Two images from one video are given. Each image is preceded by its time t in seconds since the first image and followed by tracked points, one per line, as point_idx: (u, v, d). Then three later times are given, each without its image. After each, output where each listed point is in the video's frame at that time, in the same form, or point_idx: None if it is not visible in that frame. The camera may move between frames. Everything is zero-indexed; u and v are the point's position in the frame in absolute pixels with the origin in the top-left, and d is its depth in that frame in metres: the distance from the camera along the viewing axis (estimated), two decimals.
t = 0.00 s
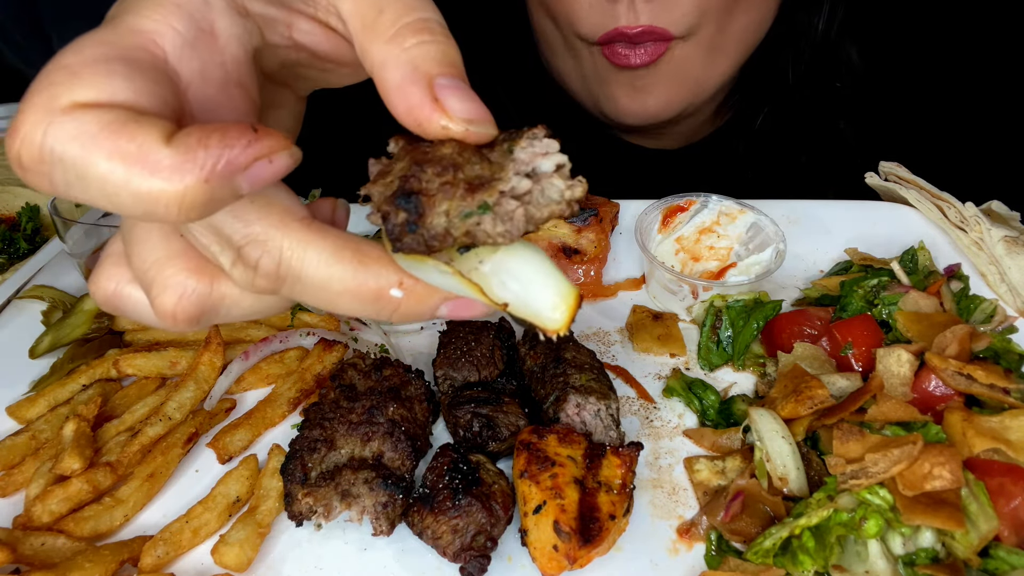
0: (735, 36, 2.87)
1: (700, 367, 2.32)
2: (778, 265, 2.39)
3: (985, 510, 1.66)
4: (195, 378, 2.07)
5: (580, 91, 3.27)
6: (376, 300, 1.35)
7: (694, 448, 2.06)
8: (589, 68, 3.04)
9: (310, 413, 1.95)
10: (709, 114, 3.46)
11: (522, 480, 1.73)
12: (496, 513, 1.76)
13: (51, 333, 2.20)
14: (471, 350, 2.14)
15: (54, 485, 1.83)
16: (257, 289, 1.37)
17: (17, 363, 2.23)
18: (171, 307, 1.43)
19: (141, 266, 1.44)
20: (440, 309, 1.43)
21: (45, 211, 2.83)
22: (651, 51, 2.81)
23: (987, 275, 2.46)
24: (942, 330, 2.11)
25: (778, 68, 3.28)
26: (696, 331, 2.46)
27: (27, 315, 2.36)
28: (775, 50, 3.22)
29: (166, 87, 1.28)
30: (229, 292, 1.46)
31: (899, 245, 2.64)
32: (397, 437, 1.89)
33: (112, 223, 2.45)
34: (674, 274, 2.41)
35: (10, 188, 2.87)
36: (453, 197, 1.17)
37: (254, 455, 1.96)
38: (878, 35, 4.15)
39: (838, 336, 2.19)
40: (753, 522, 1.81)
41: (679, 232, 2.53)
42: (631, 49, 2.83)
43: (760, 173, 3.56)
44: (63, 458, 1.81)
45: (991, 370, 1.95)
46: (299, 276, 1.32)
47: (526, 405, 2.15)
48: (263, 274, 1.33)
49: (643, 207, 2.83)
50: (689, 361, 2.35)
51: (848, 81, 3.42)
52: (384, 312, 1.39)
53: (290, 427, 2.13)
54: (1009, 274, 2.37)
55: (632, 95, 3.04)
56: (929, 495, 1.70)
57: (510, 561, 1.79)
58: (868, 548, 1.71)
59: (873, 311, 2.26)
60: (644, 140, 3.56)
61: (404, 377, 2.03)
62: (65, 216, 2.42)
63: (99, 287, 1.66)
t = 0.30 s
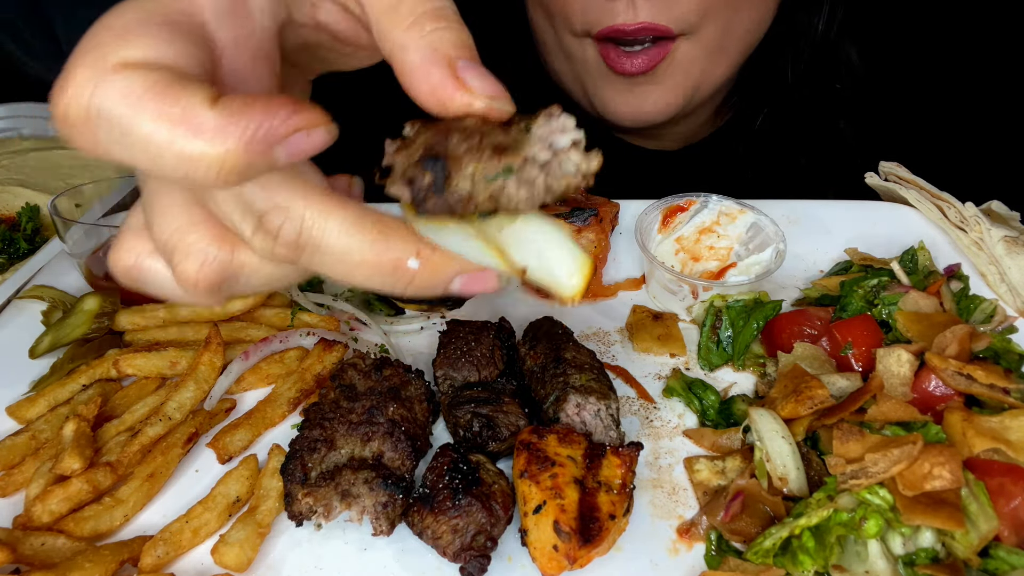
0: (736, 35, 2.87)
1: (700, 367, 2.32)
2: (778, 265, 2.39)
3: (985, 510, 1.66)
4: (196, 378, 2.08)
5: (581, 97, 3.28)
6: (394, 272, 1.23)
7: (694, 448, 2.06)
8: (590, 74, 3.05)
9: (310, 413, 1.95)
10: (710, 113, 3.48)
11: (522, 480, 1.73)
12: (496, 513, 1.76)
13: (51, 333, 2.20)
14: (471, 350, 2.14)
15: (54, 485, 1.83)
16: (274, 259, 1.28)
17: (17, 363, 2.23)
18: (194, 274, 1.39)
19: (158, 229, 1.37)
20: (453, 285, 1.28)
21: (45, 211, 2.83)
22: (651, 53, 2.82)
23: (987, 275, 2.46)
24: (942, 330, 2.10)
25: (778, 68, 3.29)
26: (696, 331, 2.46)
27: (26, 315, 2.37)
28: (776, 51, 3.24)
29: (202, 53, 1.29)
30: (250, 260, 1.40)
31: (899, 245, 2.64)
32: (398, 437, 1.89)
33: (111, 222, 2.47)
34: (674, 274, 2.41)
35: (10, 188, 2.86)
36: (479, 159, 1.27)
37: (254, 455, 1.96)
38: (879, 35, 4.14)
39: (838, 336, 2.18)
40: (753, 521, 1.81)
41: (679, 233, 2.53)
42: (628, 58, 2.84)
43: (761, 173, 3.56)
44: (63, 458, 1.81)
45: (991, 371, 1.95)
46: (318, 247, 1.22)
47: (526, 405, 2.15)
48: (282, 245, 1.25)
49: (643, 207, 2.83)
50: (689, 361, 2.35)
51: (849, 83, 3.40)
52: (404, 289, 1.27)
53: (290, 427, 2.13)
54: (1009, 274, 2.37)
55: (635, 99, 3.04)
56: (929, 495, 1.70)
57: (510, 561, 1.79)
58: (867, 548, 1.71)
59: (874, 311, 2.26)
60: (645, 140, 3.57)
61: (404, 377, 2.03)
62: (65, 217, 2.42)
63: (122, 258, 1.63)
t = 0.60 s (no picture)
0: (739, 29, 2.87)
1: (700, 367, 2.32)
2: (778, 265, 2.39)
3: (985, 510, 1.66)
4: (195, 378, 2.08)
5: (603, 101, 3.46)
6: (506, 69, 1.73)
7: (694, 449, 2.06)
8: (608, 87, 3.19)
9: (311, 413, 1.96)
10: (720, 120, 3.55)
11: (522, 480, 1.73)
12: (496, 513, 1.75)
13: (51, 333, 2.20)
14: (471, 350, 2.14)
15: (54, 485, 1.83)
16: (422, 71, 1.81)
17: (17, 362, 2.23)
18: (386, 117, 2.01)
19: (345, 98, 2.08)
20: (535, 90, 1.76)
21: (45, 211, 2.84)
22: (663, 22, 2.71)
23: (987, 276, 2.46)
24: (942, 330, 2.11)
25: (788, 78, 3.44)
26: (696, 331, 2.46)
27: (26, 315, 2.36)
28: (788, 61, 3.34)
29: None
30: (421, 83, 1.94)
31: (899, 245, 2.64)
32: (398, 437, 1.89)
33: (110, 223, 2.49)
34: (674, 274, 2.41)
35: (10, 188, 2.87)
36: None
37: (254, 456, 1.95)
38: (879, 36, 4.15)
39: (838, 336, 2.18)
40: (754, 521, 1.80)
41: (679, 233, 2.54)
42: (640, 18, 2.70)
43: (760, 173, 3.56)
44: (63, 458, 1.81)
45: (991, 370, 1.95)
46: (459, 64, 1.77)
47: (526, 405, 2.15)
48: (429, 44, 1.76)
49: (643, 207, 2.84)
50: (689, 361, 2.35)
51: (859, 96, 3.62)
52: (517, 85, 1.75)
53: (290, 428, 2.13)
54: (1009, 275, 2.38)
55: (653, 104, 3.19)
56: (930, 495, 1.70)
57: (510, 561, 1.79)
58: (868, 548, 1.70)
59: (874, 311, 2.25)
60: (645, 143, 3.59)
61: (404, 377, 2.03)
62: (65, 217, 2.42)
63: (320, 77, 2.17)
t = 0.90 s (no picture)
0: (738, 37, 2.84)
1: (700, 367, 2.32)
2: (778, 265, 2.40)
3: (985, 510, 1.66)
4: (195, 378, 2.08)
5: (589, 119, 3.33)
6: (589, 83, 2.39)
7: (694, 449, 2.06)
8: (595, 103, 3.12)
9: (310, 414, 1.96)
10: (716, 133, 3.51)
11: (522, 480, 1.73)
12: (496, 513, 1.75)
13: (51, 333, 2.20)
14: (471, 350, 2.14)
15: (54, 485, 1.83)
16: (532, 86, 2.30)
17: (17, 362, 2.23)
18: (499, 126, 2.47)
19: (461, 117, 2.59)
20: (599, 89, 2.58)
21: (45, 211, 2.84)
22: (644, 60, 2.83)
23: (987, 275, 2.46)
24: (942, 330, 2.10)
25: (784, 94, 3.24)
26: (696, 331, 2.46)
27: (26, 315, 2.37)
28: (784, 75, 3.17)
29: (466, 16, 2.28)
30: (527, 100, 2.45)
31: (899, 245, 2.64)
32: (397, 437, 1.89)
33: (111, 223, 2.49)
34: (674, 274, 2.42)
35: (10, 188, 2.87)
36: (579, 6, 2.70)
37: (254, 456, 1.95)
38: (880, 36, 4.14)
39: (838, 336, 2.18)
40: (754, 521, 1.80)
41: (679, 232, 2.53)
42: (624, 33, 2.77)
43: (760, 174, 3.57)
44: (63, 458, 1.81)
45: (991, 370, 1.95)
46: (561, 80, 2.32)
47: (526, 405, 2.15)
48: (539, 66, 2.27)
49: (643, 207, 2.85)
50: (689, 361, 2.35)
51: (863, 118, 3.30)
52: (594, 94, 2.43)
53: (290, 427, 2.13)
54: (1009, 274, 2.37)
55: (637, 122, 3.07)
56: (929, 495, 1.69)
57: (510, 561, 1.79)
58: (867, 548, 1.70)
59: (874, 311, 2.25)
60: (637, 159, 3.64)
61: (404, 377, 2.03)
62: (65, 217, 2.42)
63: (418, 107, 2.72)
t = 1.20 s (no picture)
0: (739, 40, 2.83)
1: (700, 367, 2.32)
2: (778, 265, 2.40)
3: (985, 510, 1.66)
4: (196, 378, 2.08)
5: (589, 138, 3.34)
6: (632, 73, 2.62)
7: (694, 449, 2.06)
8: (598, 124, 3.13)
9: (311, 414, 1.96)
10: (720, 144, 3.50)
11: (522, 480, 1.73)
12: (496, 513, 1.75)
13: (51, 333, 2.21)
14: (471, 351, 2.14)
15: (54, 485, 1.83)
16: (589, 79, 2.46)
17: (16, 361, 2.23)
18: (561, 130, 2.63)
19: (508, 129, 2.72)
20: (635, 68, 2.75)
21: (45, 211, 2.84)
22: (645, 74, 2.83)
23: (987, 275, 2.46)
24: (942, 330, 2.10)
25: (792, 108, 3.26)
26: (696, 331, 2.46)
27: (26, 315, 2.37)
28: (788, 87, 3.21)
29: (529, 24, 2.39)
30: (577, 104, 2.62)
31: (899, 245, 2.65)
32: (398, 438, 1.89)
33: (111, 223, 2.50)
34: (674, 274, 2.42)
35: (10, 188, 2.87)
36: None
37: (254, 456, 1.95)
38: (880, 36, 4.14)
39: (838, 335, 2.18)
40: (754, 521, 1.80)
41: (679, 233, 2.53)
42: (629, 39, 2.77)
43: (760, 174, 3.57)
44: (63, 458, 1.81)
45: (991, 370, 1.95)
46: (612, 70, 2.51)
47: (526, 405, 2.15)
48: (593, 60, 2.43)
49: (643, 207, 2.85)
50: (689, 361, 2.35)
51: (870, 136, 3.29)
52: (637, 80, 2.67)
53: (290, 427, 2.13)
54: (1009, 274, 2.37)
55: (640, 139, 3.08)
56: (929, 495, 1.70)
57: (510, 561, 1.79)
58: (867, 548, 1.70)
59: (874, 311, 2.25)
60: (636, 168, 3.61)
61: (404, 377, 2.03)
62: (65, 217, 2.43)
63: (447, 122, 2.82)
